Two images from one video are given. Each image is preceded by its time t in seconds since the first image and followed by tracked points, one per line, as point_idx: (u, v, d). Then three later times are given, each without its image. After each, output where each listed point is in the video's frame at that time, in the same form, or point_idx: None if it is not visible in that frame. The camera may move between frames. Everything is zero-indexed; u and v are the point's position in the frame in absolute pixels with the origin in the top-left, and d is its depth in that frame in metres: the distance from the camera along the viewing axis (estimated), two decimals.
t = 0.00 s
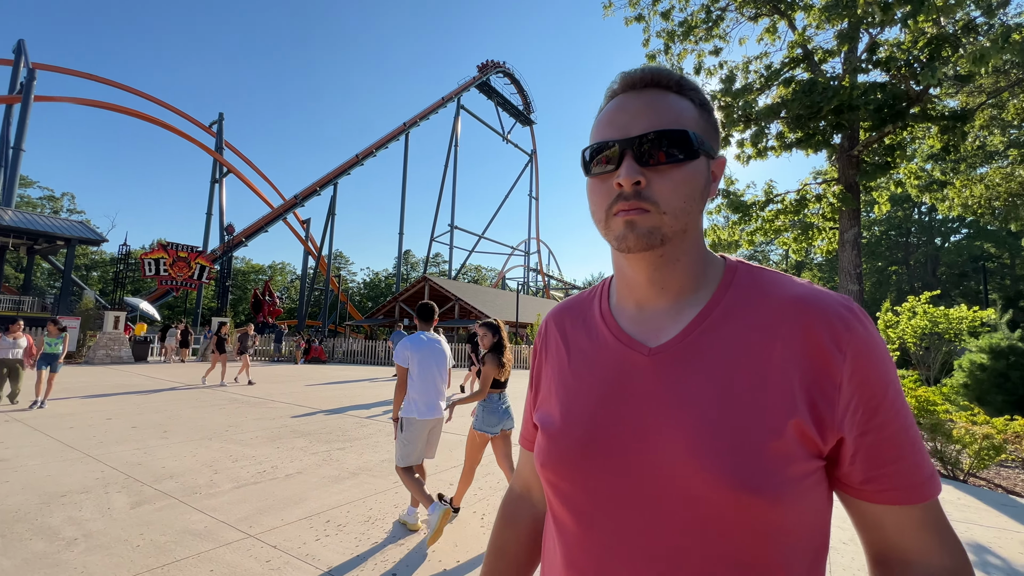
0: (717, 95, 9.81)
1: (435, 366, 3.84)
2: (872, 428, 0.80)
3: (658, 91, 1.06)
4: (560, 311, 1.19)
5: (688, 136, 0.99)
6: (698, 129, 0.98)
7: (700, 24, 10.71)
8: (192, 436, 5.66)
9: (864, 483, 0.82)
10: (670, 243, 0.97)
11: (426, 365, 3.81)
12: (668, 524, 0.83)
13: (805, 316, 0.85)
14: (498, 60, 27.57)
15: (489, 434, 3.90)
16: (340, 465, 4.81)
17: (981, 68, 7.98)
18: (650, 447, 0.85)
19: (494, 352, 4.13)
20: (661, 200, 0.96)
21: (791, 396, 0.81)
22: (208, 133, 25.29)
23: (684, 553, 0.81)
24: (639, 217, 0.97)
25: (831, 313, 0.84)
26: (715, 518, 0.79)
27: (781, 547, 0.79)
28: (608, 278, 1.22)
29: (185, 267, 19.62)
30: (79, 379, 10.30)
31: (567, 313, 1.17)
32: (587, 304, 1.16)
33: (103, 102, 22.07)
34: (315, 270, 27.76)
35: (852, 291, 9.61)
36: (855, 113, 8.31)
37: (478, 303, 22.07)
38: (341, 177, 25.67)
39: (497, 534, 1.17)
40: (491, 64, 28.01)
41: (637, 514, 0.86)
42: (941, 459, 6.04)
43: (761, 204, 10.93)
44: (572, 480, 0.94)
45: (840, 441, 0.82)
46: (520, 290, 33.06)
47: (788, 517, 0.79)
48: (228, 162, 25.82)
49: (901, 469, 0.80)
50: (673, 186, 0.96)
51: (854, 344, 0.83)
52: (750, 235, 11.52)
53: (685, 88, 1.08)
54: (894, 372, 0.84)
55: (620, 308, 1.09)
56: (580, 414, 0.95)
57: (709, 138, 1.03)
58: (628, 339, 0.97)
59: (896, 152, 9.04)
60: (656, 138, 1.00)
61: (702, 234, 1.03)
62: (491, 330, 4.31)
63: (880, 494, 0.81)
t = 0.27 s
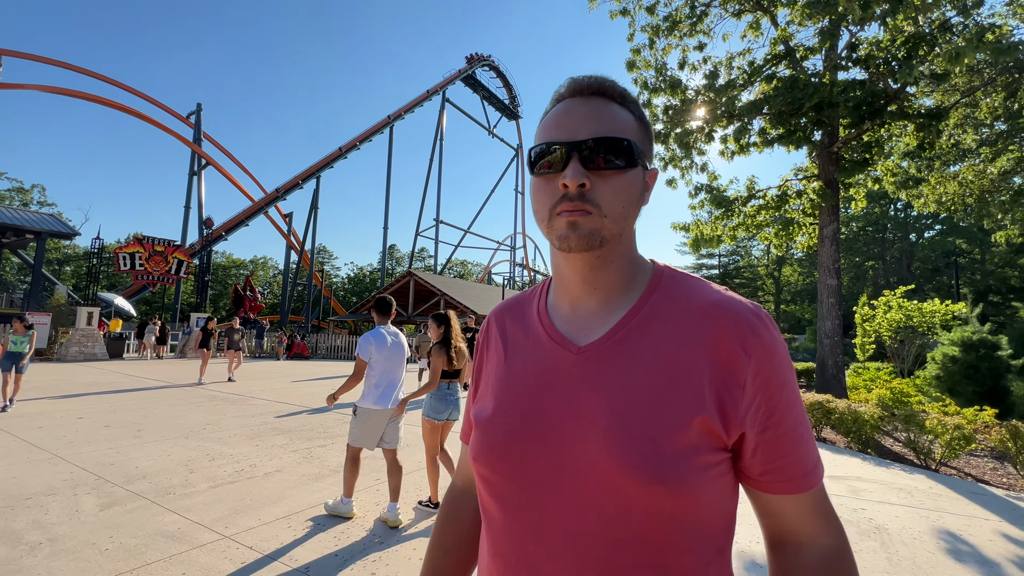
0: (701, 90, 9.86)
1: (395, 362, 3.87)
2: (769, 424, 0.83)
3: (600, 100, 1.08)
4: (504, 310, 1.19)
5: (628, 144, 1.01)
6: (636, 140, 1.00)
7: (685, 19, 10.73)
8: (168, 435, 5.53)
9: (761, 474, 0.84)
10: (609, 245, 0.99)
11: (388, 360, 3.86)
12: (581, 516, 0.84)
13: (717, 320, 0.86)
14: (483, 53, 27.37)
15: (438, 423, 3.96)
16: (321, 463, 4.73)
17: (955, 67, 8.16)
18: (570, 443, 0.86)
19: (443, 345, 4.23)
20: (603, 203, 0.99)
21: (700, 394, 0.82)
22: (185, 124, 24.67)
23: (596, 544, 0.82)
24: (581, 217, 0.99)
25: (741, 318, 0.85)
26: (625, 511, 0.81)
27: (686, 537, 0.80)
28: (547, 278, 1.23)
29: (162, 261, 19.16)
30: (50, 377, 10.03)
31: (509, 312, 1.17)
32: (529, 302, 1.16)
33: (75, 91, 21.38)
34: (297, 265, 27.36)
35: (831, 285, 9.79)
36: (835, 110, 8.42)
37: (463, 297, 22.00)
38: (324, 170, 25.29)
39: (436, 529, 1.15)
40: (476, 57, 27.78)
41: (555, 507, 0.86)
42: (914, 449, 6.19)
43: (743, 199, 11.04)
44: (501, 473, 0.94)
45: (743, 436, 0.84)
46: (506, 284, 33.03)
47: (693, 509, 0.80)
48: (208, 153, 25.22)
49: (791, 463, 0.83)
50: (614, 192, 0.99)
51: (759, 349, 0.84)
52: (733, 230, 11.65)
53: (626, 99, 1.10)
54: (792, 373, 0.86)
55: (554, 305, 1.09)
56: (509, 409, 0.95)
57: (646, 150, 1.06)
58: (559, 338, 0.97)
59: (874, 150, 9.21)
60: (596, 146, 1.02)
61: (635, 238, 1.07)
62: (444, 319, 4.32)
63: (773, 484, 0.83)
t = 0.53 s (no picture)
0: (693, 87, 9.87)
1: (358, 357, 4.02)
2: (713, 414, 0.85)
3: (561, 105, 1.07)
4: (464, 309, 1.17)
5: (589, 150, 1.00)
6: (596, 145, 0.99)
7: (677, 16, 10.73)
8: (154, 434, 5.44)
9: (708, 462, 0.86)
10: (570, 247, 0.99)
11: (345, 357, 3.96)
12: (540, 511, 0.84)
13: (668, 318, 0.87)
14: (474, 49, 27.24)
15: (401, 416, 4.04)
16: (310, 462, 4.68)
17: (942, 65, 8.25)
18: (529, 439, 0.86)
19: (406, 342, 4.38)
20: (565, 206, 0.97)
21: (652, 388, 0.83)
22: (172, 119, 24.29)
23: (554, 536, 0.83)
24: (543, 220, 0.97)
25: (688, 317, 0.85)
26: (582, 503, 0.81)
27: (640, 528, 0.81)
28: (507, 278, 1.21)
29: (149, 257, 18.92)
30: (34, 376, 9.85)
31: (470, 311, 1.14)
32: (489, 301, 1.14)
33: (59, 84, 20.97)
34: (287, 261, 27.09)
35: (821, 281, 9.87)
36: (826, 107, 8.45)
37: (454, 294, 21.93)
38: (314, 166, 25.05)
39: (399, 528, 1.12)
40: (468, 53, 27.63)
41: (516, 503, 0.86)
42: (901, 443, 6.25)
43: (734, 196, 11.08)
44: (463, 472, 0.93)
45: (691, 427, 0.85)
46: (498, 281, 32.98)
47: (646, 499, 0.81)
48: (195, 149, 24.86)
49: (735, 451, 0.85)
50: (575, 195, 0.98)
51: (706, 344, 0.85)
52: (724, 227, 11.69)
53: (586, 107, 1.10)
54: (733, 365, 0.88)
55: (515, 305, 1.07)
56: (470, 407, 0.94)
57: (605, 156, 1.06)
58: (520, 336, 0.96)
59: (863, 147, 9.28)
60: (557, 150, 1.00)
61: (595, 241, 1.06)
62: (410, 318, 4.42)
63: (716, 470, 0.86)
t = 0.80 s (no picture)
0: (690, 87, 9.86)
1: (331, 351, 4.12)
2: (691, 414, 0.85)
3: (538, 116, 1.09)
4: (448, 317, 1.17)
5: (563, 161, 1.02)
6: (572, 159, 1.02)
7: (673, 16, 10.72)
8: (148, 436, 5.41)
9: (687, 463, 0.86)
10: (548, 258, 1.00)
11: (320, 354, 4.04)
12: (524, 515, 0.84)
13: (642, 322, 0.87)
14: (471, 48, 27.18)
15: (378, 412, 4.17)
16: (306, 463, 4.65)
17: (937, 66, 8.26)
18: (509, 445, 0.86)
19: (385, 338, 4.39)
20: (541, 217, 0.99)
21: (628, 392, 0.83)
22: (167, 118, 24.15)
23: (539, 540, 0.83)
24: (520, 231, 0.99)
25: (662, 321, 0.86)
26: (564, 507, 0.81)
27: (620, 528, 0.82)
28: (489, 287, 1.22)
29: (143, 257, 18.81)
30: (28, 377, 9.79)
31: (453, 319, 1.15)
32: (471, 310, 1.15)
33: (53, 83, 20.84)
34: (284, 261, 26.99)
35: (817, 282, 9.89)
36: (822, 107, 8.45)
37: (451, 294, 21.88)
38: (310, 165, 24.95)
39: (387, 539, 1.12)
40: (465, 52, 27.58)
41: (498, 508, 0.86)
42: (898, 443, 6.28)
43: (731, 196, 11.08)
44: (448, 479, 0.93)
45: (668, 427, 0.86)
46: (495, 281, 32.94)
47: (626, 500, 0.81)
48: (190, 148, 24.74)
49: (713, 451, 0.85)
50: (551, 206, 0.99)
51: (680, 347, 0.86)
52: (721, 227, 11.69)
53: (564, 119, 1.11)
54: (709, 366, 0.89)
55: (497, 315, 1.08)
56: (453, 414, 0.94)
57: (581, 167, 1.08)
58: (500, 344, 0.96)
59: (859, 147, 9.29)
60: (533, 162, 1.02)
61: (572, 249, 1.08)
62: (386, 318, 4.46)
63: (695, 470, 0.86)
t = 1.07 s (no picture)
0: (689, 89, 9.86)
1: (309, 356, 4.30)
2: (682, 418, 0.83)
3: (533, 123, 1.08)
4: (438, 324, 1.15)
5: (559, 168, 1.01)
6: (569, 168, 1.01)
7: (672, 18, 10.72)
8: (145, 439, 5.38)
9: (680, 468, 0.84)
10: (543, 264, 0.99)
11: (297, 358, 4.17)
12: (515, 524, 0.82)
13: (632, 326, 0.86)
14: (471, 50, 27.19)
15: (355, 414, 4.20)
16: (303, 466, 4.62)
17: (936, 68, 8.27)
18: (499, 451, 0.84)
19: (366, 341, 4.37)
20: (538, 224, 0.98)
21: (618, 395, 0.82)
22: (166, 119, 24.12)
23: (529, 549, 0.81)
24: (517, 240, 0.98)
25: (652, 324, 0.85)
26: (555, 514, 0.79)
27: (612, 535, 0.80)
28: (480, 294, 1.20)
29: (142, 259, 18.78)
30: (25, 379, 9.76)
31: (443, 327, 1.13)
32: (461, 318, 1.14)
33: (52, 84, 20.82)
34: (283, 263, 26.95)
35: (817, 283, 9.88)
36: (821, 108, 8.43)
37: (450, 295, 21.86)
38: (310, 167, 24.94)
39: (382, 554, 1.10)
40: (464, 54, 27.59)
41: (488, 517, 0.84)
42: (897, 446, 6.23)
43: (730, 198, 11.08)
44: (437, 488, 0.90)
45: (661, 432, 0.84)
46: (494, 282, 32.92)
47: (619, 507, 0.79)
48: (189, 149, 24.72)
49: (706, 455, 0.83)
50: (549, 214, 0.98)
51: (671, 350, 0.84)
52: (721, 229, 11.68)
53: (559, 126, 1.10)
54: (701, 369, 0.87)
55: (487, 322, 1.07)
56: (442, 421, 0.92)
57: (577, 175, 1.08)
58: (490, 350, 0.95)
59: (858, 149, 9.29)
60: (529, 169, 1.01)
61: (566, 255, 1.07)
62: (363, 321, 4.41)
63: (689, 475, 0.84)
